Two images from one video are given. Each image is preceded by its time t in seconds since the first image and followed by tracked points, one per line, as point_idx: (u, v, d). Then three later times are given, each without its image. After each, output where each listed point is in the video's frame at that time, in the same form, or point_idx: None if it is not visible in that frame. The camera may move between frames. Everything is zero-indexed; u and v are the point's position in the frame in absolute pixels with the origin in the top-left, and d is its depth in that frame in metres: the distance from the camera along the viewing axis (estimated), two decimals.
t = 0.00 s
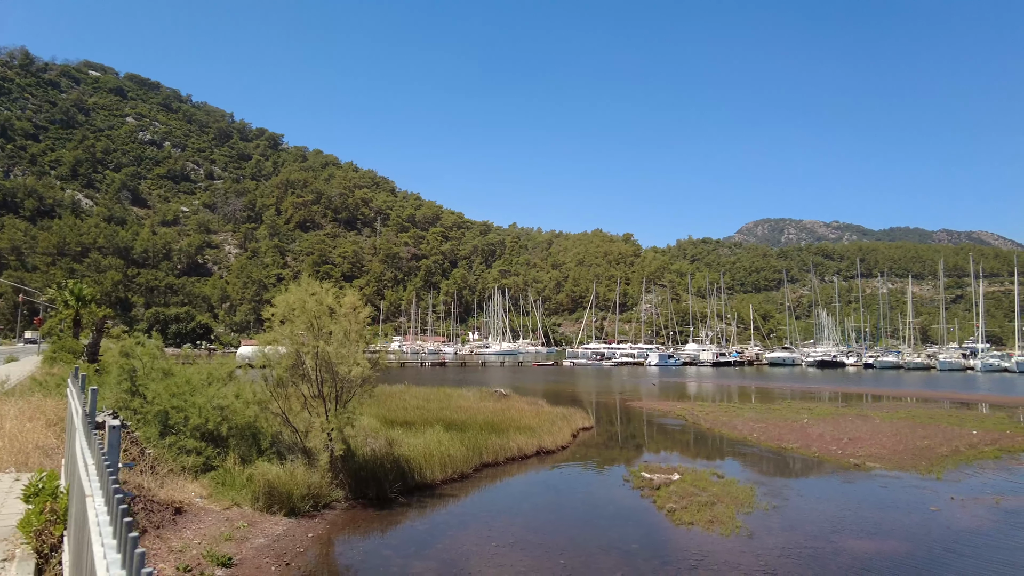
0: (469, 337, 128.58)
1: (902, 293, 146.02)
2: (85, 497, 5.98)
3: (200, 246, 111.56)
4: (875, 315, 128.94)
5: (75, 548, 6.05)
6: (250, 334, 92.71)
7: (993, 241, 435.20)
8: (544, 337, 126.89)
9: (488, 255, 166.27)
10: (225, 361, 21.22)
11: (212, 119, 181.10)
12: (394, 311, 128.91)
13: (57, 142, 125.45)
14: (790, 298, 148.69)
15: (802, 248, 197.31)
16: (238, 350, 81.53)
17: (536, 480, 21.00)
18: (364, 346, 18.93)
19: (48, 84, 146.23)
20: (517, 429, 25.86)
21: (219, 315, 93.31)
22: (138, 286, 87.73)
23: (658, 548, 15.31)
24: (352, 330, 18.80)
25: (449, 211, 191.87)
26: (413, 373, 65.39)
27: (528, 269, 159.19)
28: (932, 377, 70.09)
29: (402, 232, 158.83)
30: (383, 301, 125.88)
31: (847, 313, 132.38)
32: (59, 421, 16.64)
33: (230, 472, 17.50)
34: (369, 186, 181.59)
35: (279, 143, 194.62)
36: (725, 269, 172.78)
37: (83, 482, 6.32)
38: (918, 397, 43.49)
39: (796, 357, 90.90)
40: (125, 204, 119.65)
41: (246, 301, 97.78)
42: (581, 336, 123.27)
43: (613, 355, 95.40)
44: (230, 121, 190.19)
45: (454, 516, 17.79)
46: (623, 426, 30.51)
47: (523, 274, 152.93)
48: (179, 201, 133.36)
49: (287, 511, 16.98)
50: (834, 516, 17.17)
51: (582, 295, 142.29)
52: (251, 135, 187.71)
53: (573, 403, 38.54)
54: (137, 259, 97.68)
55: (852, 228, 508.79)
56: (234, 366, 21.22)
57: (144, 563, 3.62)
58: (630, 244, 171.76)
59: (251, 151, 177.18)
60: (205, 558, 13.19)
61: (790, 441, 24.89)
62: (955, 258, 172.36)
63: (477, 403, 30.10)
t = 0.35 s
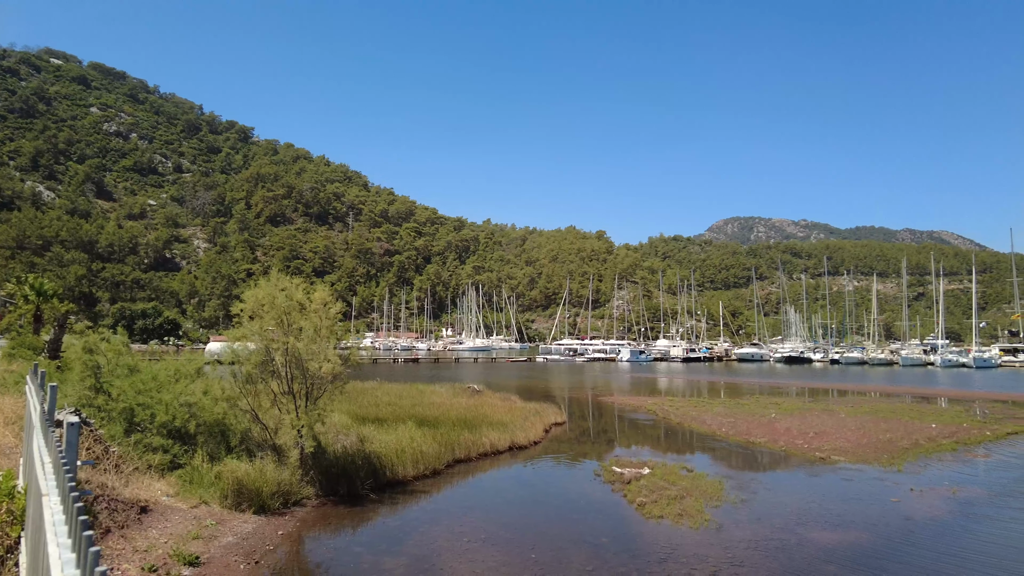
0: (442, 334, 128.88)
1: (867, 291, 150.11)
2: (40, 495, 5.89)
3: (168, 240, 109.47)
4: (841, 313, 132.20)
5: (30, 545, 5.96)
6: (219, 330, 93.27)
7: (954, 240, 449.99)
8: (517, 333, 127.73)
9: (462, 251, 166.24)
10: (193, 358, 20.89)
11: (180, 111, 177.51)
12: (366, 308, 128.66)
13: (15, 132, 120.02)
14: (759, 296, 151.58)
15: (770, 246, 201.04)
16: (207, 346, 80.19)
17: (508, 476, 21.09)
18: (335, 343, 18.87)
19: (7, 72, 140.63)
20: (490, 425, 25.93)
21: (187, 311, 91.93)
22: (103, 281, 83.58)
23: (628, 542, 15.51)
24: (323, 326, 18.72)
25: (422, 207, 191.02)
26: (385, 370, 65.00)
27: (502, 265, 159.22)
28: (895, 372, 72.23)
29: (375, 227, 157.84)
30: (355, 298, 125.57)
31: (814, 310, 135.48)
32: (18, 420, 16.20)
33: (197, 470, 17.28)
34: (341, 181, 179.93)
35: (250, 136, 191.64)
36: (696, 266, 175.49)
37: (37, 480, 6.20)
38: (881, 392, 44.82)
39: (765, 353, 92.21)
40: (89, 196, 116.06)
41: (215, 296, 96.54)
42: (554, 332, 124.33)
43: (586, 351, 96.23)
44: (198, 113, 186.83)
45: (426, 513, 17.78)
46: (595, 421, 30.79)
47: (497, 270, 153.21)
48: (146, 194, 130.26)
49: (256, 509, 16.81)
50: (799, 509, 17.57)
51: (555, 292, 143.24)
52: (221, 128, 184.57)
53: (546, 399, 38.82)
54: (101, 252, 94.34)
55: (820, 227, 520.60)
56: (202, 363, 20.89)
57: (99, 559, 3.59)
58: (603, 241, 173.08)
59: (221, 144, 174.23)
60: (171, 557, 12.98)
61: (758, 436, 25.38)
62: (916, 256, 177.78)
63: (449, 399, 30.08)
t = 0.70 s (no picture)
0: (416, 328, 128.85)
1: (832, 287, 153.77)
2: None
3: (135, 232, 107.25)
4: (808, 309, 135.16)
5: None
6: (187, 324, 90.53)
7: (918, 237, 463.44)
8: (491, 328, 128.11)
9: (436, 245, 165.70)
10: (161, 352, 20.49)
11: (147, 100, 173.20)
12: (338, 302, 127.67)
13: None
14: (729, 291, 154.13)
15: (741, 243, 204.30)
16: (174, 341, 79.98)
17: (481, 470, 21.16)
18: (306, 337, 18.70)
19: None
20: (462, 419, 25.98)
21: (155, 305, 90.52)
22: (66, 273, 81.06)
23: (599, 535, 15.64)
24: (293, 320, 18.53)
25: (396, 201, 189.69)
26: (357, 364, 64.40)
27: (476, 260, 159.03)
28: (860, 366, 74.14)
29: (347, 221, 156.43)
30: (327, 292, 124.71)
31: (783, 305, 138.34)
32: None
33: (165, 466, 17.04)
34: (312, 173, 177.61)
35: (220, 127, 187.91)
36: (668, 262, 177.75)
37: None
38: (847, 385, 46.04)
39: (734, 347, 94.32)
40: (51, 186, 112.40)
41: (183, 290, 95.02)
42: (528, 326, 125.05)
43: (559, 345, 96.85)
44: (166, 102, 182.61)
45: (398, 508, 17.73)
46: (568, 415, 31.03)
47: (471, 265, 153.27)
48: (111, 185, 126.93)
49: (225, 506, 16.54)
50: (767, 500, 17.93)
51: (530, 286, 144.12)
52: (190, 118, 180.74)
53: (520, 393, 38.97)
54: (64, 245, 91.66)
55: (790, 224, 531.20)
56: (170, 357, 20.49)
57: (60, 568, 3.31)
58: (577, 237, 174.09)
59: (189, 135, 170.51)
60: (137, 555, 12.77)
61: (727, 429, 25.82)
62: (881, 254, 182.69)
63: (423, 394, 29.99)
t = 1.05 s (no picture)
0: (390, 322, 128.51)
1: (801, 282, 156.99)
2: None
3: (100, 224, 104.65)
4: (777, 303, 137.89)
5: None
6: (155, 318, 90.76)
7: (885, 233, 475.14)
8: (466, 321, 128.30)
9: (410, 238, 164.83)
10: (127, 346, 20.06)
11: (111, 87, 168.17)
12: (310, 295, 126.70)
13: None
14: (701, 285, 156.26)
15: (713, 237, 206.87)
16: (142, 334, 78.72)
17: (454, 463, 21.19)
18: (276, 330, 18.51)
19: None
20: (436, 413, 25.99)
21: (121, 298, 88.59)
22: (26, 265, 77.13)
23: (571, 526, 15.78)
24: (263, 314, 18.33)
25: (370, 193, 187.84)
26: (329, 359, 63.65)
27: (451, 253, 158.46)
28: (827, 359, 75.92)
29: (319, 213, 154.59)
30: (299, 285, 123.73)
31: (753, 299, 140.86)
32: None
33: (132, 462, 16.73)
34: (284, 164, 174.81)
35: (188, 116, 183.64)
36: (640, 256, 179.49)
37: None
38: (815, 378, 47.13)
39: (705, 341, 95.91)
40: (11, 175, 108.71)
41: (151, 283, 93.27)
42: (503, 320, 125.47)
43: (533, 339, 97.32)
44: (132, 90, 177.73)
45: (370, 502, 17.68)
46: (542, 407, 31.20)
47: (446, 258, 152.78)
48: (75, 174, 123.34)
49: (194, 501, 16.31)
50: (736, 491, 18.28)
51: (504, 280, 144.71)
52: (157, 107, 176.27)
53: (494, 386, 39.08)
54: (25, 236, 88.82)
55: (763, 220, 540.06)
56: (136, 351, 20.08)
57: None
58: (552, 231, 174.65)
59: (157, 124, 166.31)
60: (102, 553, 12.53)
61: (698, 421, 26.22)
62: (848, 249, 187.01)
63: (396, 387, 29.87)
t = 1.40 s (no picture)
0: (364, 316, 128.26)
1: (771, 277, 160.00)
2: None
3: (66, 215, 102.19)
4: (749, 297, 140.46)
5: None
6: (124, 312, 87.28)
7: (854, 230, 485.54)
8: (442, 316, 128.34)
9: (385, 231, 163.93)
10: (93, 341, 19.64)
11: (77, 75, 163.35)
12: (283, 289, 126.33)
13: None
14: (674, 280, 158.16)
15: (686, 233, 209.21)
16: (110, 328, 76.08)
17: (429, 457, 21.17)
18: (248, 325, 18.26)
19: None
20: (411, 408, 25.94)
21: (88, 291, 86.61)
22: None
23: (544, 519, 15.90)
24: (234, 308, 18.07)
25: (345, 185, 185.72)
26: (302, 353, 62.98)
27: (427, 247, 157.72)
28: (797, 353, 77.64)
29: (292, 205, 152.93)
30: (271, 279, 122.93)
31: (725, 294, 143.21)
32: None
33: (99, 459, 16.44)
34: (257, 156, 172.04)
35: (158, 106, 179.45)
36: (615, 251, 181.16)
37: None
38: (785, 372, 48.14)
39: (678, 335, 97.41)
40: None
41: (120, 276, 91.49)
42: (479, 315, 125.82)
43: (509, 333, 97.73)
44: (98, 78, 173.05)
45: (344, 497, 17.61)
46: (517, 402, 31.34)
47: (422, 252, 152.21)
48: (39, 164, 119.68)
49: (163, 498, 16.07)
50: (707, 482, 18.58)
51: (480, 275, 144.78)
52: (126, 96, 171.99)
53: (469, 380, 39.13)
54: None
55: (737, 216, 547.03)
56: (103, 346, 19.68)
57: None
58: (528, 225, 175.01)
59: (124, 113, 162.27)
60: (67, 552, 12.31)
61: (671, 414, 26.59)
62: (818, 245, 190.84)
63: (370, 382, 29.73)
